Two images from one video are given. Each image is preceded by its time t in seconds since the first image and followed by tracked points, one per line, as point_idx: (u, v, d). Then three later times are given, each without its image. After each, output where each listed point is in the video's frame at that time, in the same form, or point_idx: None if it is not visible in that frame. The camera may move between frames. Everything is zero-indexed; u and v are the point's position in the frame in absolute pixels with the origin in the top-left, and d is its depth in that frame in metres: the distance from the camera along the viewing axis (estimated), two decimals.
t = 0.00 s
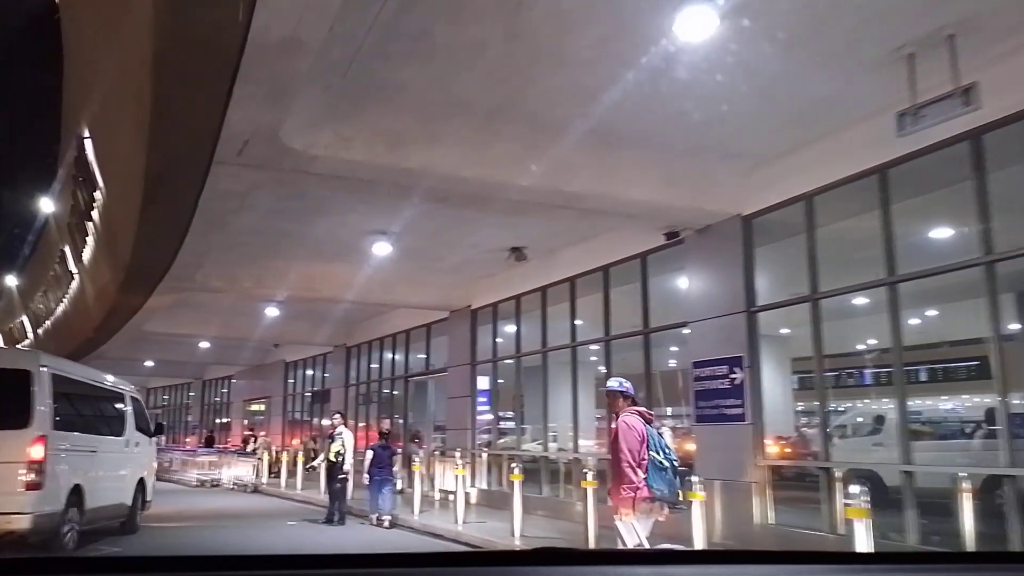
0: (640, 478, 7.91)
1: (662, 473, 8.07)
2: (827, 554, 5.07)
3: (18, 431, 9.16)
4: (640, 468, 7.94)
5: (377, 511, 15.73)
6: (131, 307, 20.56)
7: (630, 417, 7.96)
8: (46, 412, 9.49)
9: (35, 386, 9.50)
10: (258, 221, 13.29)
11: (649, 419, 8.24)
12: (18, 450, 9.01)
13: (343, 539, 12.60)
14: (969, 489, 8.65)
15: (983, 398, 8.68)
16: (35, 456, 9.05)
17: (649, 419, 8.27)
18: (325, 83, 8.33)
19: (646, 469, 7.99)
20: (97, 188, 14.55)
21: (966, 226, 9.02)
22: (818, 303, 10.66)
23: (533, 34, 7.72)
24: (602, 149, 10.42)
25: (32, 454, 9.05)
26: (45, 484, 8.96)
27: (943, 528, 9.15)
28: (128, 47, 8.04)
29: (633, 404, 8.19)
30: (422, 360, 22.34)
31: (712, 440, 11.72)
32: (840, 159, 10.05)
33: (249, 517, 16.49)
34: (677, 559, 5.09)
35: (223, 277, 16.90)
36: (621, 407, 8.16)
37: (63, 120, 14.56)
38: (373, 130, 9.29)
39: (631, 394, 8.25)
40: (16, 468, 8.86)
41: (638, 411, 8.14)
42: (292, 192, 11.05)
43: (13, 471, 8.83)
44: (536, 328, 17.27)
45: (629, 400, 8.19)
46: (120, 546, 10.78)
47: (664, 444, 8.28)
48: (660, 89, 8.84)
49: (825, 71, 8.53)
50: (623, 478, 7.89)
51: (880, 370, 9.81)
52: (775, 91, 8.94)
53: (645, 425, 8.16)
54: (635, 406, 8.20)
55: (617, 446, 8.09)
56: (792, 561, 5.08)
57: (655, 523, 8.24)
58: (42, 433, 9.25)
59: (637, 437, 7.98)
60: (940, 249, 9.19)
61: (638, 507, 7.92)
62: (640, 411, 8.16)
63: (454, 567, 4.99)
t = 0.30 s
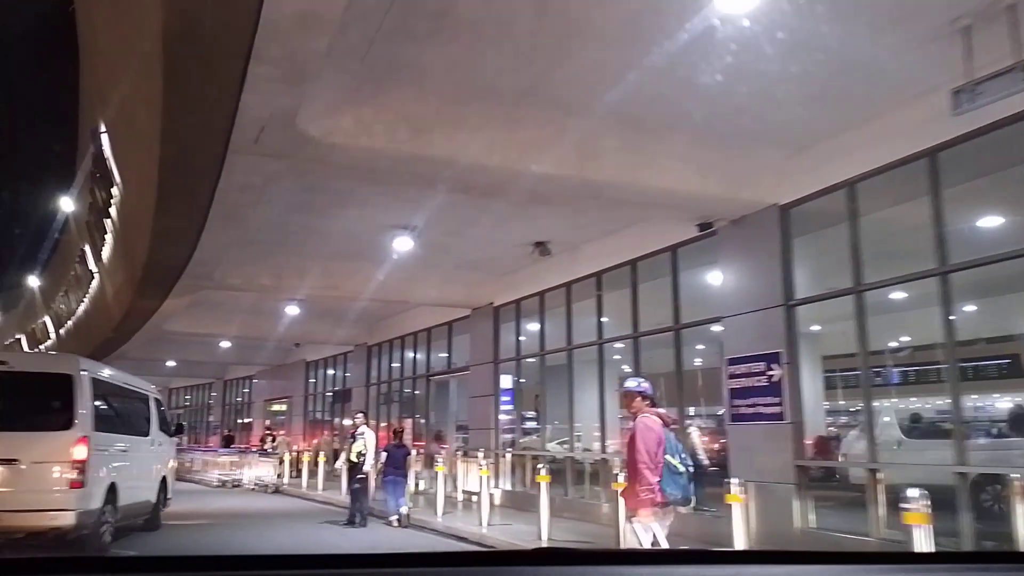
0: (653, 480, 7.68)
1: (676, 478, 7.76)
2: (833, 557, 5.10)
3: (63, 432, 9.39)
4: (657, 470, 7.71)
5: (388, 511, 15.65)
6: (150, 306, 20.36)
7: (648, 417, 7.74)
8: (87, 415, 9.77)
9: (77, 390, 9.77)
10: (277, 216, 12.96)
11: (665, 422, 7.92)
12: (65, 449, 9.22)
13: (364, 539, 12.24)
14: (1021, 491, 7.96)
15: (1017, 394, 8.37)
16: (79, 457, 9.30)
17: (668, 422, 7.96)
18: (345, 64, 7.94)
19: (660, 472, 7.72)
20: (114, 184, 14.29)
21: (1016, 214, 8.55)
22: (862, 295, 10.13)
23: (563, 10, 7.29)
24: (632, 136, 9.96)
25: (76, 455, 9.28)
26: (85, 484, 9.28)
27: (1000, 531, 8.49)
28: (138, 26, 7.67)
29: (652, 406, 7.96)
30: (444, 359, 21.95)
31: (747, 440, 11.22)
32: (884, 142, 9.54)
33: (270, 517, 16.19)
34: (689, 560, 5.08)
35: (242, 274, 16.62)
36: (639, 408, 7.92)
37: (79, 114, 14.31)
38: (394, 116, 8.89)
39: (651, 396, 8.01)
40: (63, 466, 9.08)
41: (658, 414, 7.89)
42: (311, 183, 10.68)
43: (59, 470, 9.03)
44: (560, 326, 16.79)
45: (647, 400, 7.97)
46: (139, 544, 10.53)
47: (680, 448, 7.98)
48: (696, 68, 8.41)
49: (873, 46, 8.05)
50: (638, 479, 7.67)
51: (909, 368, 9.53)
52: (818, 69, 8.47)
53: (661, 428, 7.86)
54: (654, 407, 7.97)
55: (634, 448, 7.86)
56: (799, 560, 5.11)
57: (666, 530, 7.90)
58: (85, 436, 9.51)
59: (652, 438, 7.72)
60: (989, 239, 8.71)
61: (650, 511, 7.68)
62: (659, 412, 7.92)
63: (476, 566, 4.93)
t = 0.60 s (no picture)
0: (678, 480, 7.02)
1: (701, 478, 7.12)
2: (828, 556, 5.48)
3: (103, 434, 9.67)
4: (682, 468, 7.07)
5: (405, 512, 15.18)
6: (170, 305, 20.04)
7: (670, 416, 7.15)
8: (124, 417, 10.01)
9: (115, 393, 9.94)
10: (297, 209, 12.54)
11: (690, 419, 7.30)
12: (103, 450, 9.51)
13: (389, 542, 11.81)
14: None
15: None
16: (117, 458, 9.61)
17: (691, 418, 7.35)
18: (367, 41, 7.49)
19: (684, 471, 7.07)
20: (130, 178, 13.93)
21: None
22: (916, 288, 9.49)
23: None
24: (669, 119, 9.43)
25: (114, 456, 9.60)
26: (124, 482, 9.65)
27: None
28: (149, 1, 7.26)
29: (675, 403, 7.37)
30: (467, 358, 21.46)
31: (789, 440, 10.58)
32: (939, 122, 8.93)
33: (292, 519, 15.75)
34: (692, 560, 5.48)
35: (262, 271, 16.22)
36: (662, 406, 7.32)
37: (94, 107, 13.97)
38: (419, 98, 8.43)
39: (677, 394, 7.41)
40: (101, 467, 9.40)
41: (681, 411, 7.30)
42: (332, 172, 10.24)
43: (96, 469, 9.35)
44: (588, 325, 16.14)
45: (671, 398, 7.37)
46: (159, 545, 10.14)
47: (704, 448, 7.36)
48: (739, 43, 7.87)
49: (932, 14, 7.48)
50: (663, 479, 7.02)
51: (941, 367, 9.17)
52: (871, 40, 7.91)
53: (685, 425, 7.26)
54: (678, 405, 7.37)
55: (658, 447, 7.25)
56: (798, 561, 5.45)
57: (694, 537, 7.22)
58: (124, 437, 9.82)
59: (675, 436, 7.10)
60: None
61: (675, 513, 6.99)
62: (682, 410, 7.33)
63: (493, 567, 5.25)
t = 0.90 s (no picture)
0: (693, 482, 6.83)
1: (718, 477, 6.96)
2: (873, 552, 4.95)
3: (143, 434, 10.01)
4: (697, 470, 6.89)
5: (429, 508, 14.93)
6: (195, 305, 19.88)
7: (682, 416, 6.96)
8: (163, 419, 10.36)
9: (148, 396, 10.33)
10: (320, 202, 12.20)
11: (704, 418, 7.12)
12: (145, 449, 9.88)
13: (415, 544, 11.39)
14: None
15: None
16: (158, 457, 9.94)
17: (706, 417, 7.15)
18: (389, 19, 7.10)
19: (700, 473, 6.90)
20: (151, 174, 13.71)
21: None
22: (973, 276, 8.91)
23: None
24: (707, 102, 8.93)
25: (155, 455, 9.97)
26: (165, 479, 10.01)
27: None
28: None
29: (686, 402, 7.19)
30: (493, 356, 21.00)
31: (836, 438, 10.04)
32: (998, 99, 8.34)
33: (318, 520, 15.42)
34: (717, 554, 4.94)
35: (284, 268, 15.92)
36: (675, 405, 7.19)
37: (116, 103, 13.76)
38: (445, 81, 8.02)
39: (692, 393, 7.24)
40: (140, 466, 9.77)
41: (696, 411, 7.15)
42: (355, 161, 9.86)
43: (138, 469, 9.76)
44: (618, 321, 15.49)
45: (684, 397, 7.22)
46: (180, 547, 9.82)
47: (720, 447, 7.16)
48: (783, 17, 7.37)
49: None
50: (675, 482, 6.83)
51: (969, 363, 8.93)
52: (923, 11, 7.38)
53: (699, 424, 7.07)
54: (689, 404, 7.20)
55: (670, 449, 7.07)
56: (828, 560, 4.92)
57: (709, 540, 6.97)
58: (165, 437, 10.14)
59: (688, 436, 6.91)
60: None
61: (689, 515, 6.79)
62: (695, 409, 7.15)
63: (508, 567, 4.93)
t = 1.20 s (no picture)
0: (714, 479, 6.61)
1: (741, 474, 6.69)
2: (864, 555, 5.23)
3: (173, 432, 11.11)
4: (718, 465, 6.65)
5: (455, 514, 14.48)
6: (216, 304, 19.55)
7: (700, 413, 6.81)
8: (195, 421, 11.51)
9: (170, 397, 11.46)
10: (341, 193, 11.75)
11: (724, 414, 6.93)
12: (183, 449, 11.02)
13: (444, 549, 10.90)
14: None
15: None
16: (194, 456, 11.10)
17: (727, 413, 6.97)
18: None
19: (721, 469, 6.66)
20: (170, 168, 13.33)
21: None
22: None
23: None
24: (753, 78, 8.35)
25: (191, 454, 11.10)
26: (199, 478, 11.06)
27: None
28: None
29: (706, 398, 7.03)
30: (520, 354, 20.47)
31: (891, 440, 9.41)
32: None
33: (344, 521, 14.99)
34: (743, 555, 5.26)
35: (306, 265, 15.53)
36: (696, 402, 7.01)
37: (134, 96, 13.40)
38: (473, 58, 7.53)
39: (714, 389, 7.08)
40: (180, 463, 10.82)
41: (715, 406, 6.95)
42: (379, 147, 9.41)
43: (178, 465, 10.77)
44: (652, 317, 14.88)
45: (703, 392, 7.03)
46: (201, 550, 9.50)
47: (745, 440, 6.85)
48: None
49: None
50: (696, 479, 6.64)
51: (1009, 360, 8.60)
52: None
53: (720, 420, 6.88)
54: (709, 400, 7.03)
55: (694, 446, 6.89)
56: (829, 560, 5.23)
57: (735, 537, 6.85)
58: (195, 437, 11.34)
59: (707, 432, 6.72)
60: None
61: (711, 513, 6.59)
62: (715, 405, 6.98)
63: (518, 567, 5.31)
